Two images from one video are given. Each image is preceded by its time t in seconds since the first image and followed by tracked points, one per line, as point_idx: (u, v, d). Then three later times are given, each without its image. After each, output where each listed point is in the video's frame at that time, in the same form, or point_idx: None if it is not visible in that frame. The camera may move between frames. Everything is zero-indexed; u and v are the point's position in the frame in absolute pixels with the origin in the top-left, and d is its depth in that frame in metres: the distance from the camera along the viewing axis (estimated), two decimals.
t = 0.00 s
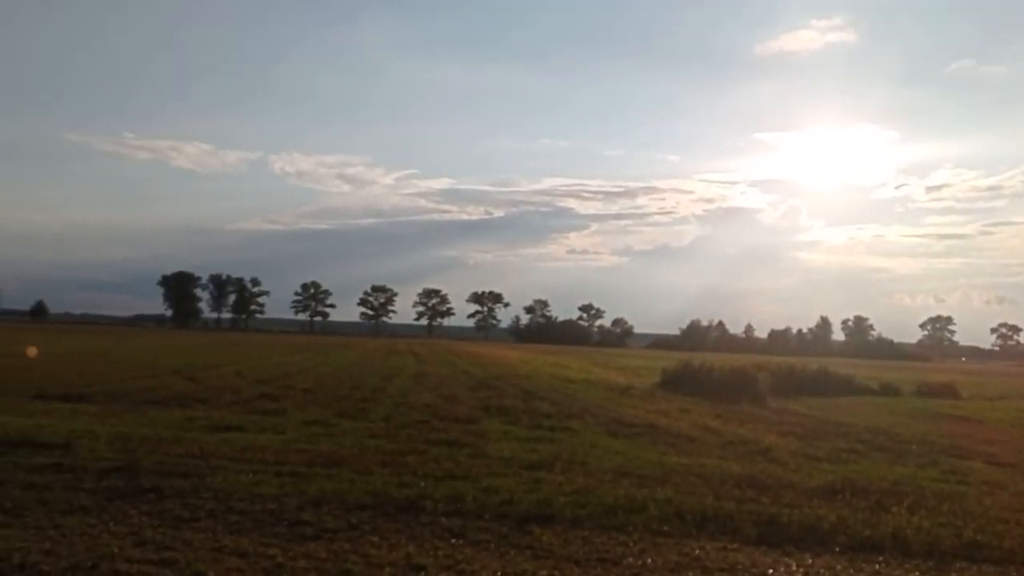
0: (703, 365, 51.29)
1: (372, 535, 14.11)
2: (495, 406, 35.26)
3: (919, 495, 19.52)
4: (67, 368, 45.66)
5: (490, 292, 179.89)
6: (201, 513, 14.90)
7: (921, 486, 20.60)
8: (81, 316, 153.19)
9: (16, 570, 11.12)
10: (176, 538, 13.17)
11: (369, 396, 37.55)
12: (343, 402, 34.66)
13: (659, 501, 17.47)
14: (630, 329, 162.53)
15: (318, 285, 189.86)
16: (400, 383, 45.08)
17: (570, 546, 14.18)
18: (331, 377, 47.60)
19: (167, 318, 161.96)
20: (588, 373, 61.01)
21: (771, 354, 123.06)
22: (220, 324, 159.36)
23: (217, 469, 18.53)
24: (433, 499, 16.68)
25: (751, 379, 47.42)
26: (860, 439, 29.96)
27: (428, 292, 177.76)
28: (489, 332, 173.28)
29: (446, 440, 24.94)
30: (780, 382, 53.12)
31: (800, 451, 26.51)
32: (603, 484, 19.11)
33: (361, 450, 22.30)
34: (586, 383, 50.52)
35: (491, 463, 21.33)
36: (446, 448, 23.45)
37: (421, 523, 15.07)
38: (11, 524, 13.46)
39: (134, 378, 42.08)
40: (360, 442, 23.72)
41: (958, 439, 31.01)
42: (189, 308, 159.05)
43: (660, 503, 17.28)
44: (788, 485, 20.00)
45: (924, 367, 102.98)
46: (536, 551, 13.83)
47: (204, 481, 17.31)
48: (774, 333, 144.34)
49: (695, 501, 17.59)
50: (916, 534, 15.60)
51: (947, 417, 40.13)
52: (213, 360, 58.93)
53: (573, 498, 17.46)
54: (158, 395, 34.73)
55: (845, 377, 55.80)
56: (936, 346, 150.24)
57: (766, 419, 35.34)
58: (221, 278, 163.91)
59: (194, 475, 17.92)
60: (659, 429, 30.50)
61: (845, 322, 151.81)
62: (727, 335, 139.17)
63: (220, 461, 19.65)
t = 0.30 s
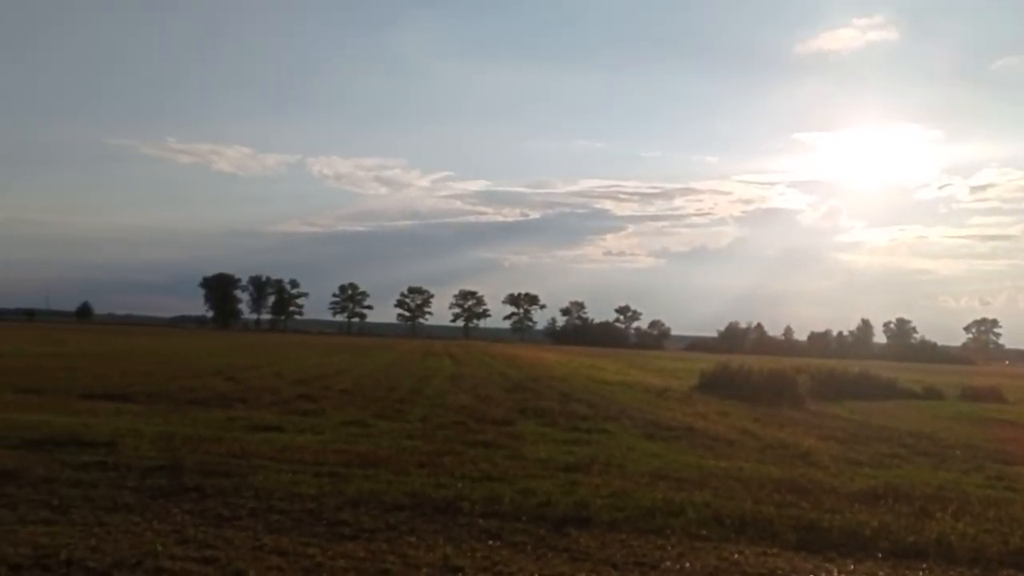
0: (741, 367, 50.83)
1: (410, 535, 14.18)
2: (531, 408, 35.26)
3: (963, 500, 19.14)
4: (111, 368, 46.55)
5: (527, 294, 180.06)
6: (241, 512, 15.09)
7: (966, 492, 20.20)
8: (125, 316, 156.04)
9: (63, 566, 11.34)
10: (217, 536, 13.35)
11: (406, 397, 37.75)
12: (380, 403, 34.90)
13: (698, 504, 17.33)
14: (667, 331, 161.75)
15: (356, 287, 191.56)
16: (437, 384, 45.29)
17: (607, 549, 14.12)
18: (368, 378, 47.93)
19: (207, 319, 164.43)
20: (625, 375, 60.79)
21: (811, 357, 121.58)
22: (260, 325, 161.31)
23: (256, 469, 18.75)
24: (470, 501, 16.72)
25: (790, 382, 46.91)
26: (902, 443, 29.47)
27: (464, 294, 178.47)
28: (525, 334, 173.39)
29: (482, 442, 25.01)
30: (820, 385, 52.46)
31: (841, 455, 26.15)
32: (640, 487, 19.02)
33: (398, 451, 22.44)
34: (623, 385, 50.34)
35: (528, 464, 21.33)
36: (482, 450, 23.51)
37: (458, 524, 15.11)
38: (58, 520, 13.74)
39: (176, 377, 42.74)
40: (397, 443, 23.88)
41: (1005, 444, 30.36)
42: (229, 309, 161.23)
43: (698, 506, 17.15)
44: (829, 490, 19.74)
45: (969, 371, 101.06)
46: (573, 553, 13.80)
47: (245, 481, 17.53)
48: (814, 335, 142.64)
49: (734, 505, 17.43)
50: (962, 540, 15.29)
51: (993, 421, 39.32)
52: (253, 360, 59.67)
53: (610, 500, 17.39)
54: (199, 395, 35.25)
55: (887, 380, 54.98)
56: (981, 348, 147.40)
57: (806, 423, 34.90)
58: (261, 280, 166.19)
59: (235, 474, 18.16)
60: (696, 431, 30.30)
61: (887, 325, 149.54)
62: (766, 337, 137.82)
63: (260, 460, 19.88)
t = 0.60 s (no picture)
0: (781, 370, 50.28)
1: (448, 537, 14.23)
2: (568, 410, 35.22)
3: (1011, 506, 18.72)
4: (154, 369, 47.36)
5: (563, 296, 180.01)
6: (282, 512, 15.25)
7: (1013, 498, 19.76)
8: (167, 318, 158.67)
9: (110, 564, 11.55)
10: (258, 536, 13.50)
11: (443, 399, 37.92)
12: (418, 404, 35.07)
13: (737, 508, 17.17)
14: (705, 333, 160.54)
15: (393, 289, 192.87)
16: (474, 385, 45.41)
17: (646, 552, 14.04)
18: (406, 380, 48.23)
19: (248, 321, 166.67)
20: (663, 378, 60.41)
21: (852, 359, 120.02)
22: (299, 327, 162.98)
23: (296, 469, 18.94)
24: (508, 503, 16.73)
25: (831, 384, 46.30)
26: (948, 448, 28.93)
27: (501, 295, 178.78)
28: (562, 336, 173.32)
29: (519, 444, 25.03)
30: (861, 388, 51.74)
31: (884, 459, 25.75)
32: (679, 490, 18.89)
33: (436, 452, 22.54)
34: (661, 387, 50.08)
35: (565, 467, 21.30)
36: (519, 452, 23.52)
37: (496, 526, 15.13)
38: (104, 519, 13.99)
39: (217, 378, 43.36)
40: (435, 444, 23.98)
41: None
42: (268, 311, 163.19)
43: (738, 510, 16.99)
44: (871, 494, 19.44)
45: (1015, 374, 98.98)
46: (611, 556, 13.74)
47: (285, 481, 17.71)
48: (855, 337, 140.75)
49: (774, 509, 17.24)
50: (1010, 547, 14.96)
51: None
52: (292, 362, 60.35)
53: (648, 503, 17.31)
54: (240, 396, 35.74)
55: (931, 383, 54.06)
56: None
57: (847, 426, 34.43)
58: (300, 282, 168.11)
59: (276, 474, 18.37)
60: (735, 434, 30.03)
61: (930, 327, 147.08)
62: (805, 339, 136.26)
63: (300, 461, 20.08)
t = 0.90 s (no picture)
0: (825, 371, 49.55)
1: (490, 538, 14.24)
2: (608, 411, 35.07)
3: None
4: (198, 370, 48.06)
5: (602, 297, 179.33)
6: (325, 512, 15.40)
7: None
8: (211, 320, 161.07)
9: (158, 562, 11.74)
10: (301, 535, 13.63)
11: (482, 400, 37.98)
12: (458, 405, 35.17)
13: (782, 511, 16.96)
14: (746, 334, 158.90)
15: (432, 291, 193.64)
16: (513, 387, 45.41)
17: (689, 555, 13.93)
18: (445, 381, 48.39)
19: (289, 323, 168.48)
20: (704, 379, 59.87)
21: (898, 360, 117.97)
22: (339, 329, 164.40)
23: (339, 469, 19.13)
24: (549, 504, 16.71)
25: (877, 386, 45.51)
26: (998, 451, 28.30)
27: (539, 297, 178.59)
28: (601, 337, 172.69)
29: (560, 445, 24.98)
30: (907, 389, 50.82)
31: (932, 462, 25.26)
32: (721, 493, 18.72)
33: (477, 453, 22.56)
34: (702, 389, 49.66)
35: (606, 468, 21.21)
36: (560, 453, 23.48)
37: (538, 527, 15.11)
38: (152, 517, 14.23)
39: (260, 380, 43.87)
40: (475, 445, 24.03)
41: None
42: (309, 312, 164.90)
43: (782, 513, 16.77)
44: (919, 498, 19.08)
45: None
46: (655, 559, 13.65)
47: (328, 481, 17.88)
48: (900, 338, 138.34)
49: (820, 512, 17.00)
50: None
51: None
52: (333, 363, 60.93)
53: (691, 506, 17.16)
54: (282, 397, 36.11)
55: (979, 385, 52.94)
56: None
57: (893, 429, 33.84)
58: (340, 284, 169.45)
59: (319, 474, 18.54)
60: (779, 437, 29.64)
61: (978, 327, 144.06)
62: (849, 340, 134.28)
63: (342, 461, 20.26)
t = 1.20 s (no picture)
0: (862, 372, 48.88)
1: (525, 539, 14.23)
2: (641, 412, 34.92)
3: None
4: (234, 371, 48.61)
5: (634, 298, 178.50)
6: (361, 512, 15.49)
7: None
8: (245, 321, 162.69)
9: (198, 561, 11.88)
10: (338, 536, 13.72)
11: (515, 401, 37.99)
12: (490, 406, 35.22)
13: (819, 514, 16.75)
14: (780, 334, 157.35)
15: (464, 292, 194.13)
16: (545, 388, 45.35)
17: (726, 557, 13.80)
18: (478, 382, 48.45)
19: (322, 324, 169.79)
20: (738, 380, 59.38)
21: (936, 361, 116.18)
22: (371, 330, 165.33)
23: (374, 470, 19.25)
24: (583, 505, 16.66)
25: (915, 386, 44.85)
26: None
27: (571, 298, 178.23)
28: (633, 338, 171.99)
29: (593, 446, 24.90)
30: (946, 390, 50.01)
31: (973, 464, 24.81)
32: (757, 495, 18.54)
33: (510, 454, 22.57)
34: (736, 390, 49.25)
35: (641, 470, 21.10)
36: (593, 454, 23.41)
37: (573, 529, 15.06)
38: (191, 517, 14.40)
39: (294, 381, 44.25)
40: (508, 446, 24.05)
41: None
42: (343, 314, 166.12)
43: (820, 516, 16.57)
44: (959, 500, 18.77)
45: None
46: (691, 561, 13.55)
47: (363, 482, 17.99)
48: (938, 338, 136.20)
49: (859, 515, 16.77)
50: None
51: None
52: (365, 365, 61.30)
53: (727, 508, 17.01)
54: (316, 398, 36.39)
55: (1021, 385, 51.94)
56: None
57: (933, 430, 33.30)
58: (373, 286, 170.43)
59: (354, 475, 18.66)
60: (816, 438, 29.30)
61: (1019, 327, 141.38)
62: (885, 340, 132.46)
63: (377, 462, 20.38)
